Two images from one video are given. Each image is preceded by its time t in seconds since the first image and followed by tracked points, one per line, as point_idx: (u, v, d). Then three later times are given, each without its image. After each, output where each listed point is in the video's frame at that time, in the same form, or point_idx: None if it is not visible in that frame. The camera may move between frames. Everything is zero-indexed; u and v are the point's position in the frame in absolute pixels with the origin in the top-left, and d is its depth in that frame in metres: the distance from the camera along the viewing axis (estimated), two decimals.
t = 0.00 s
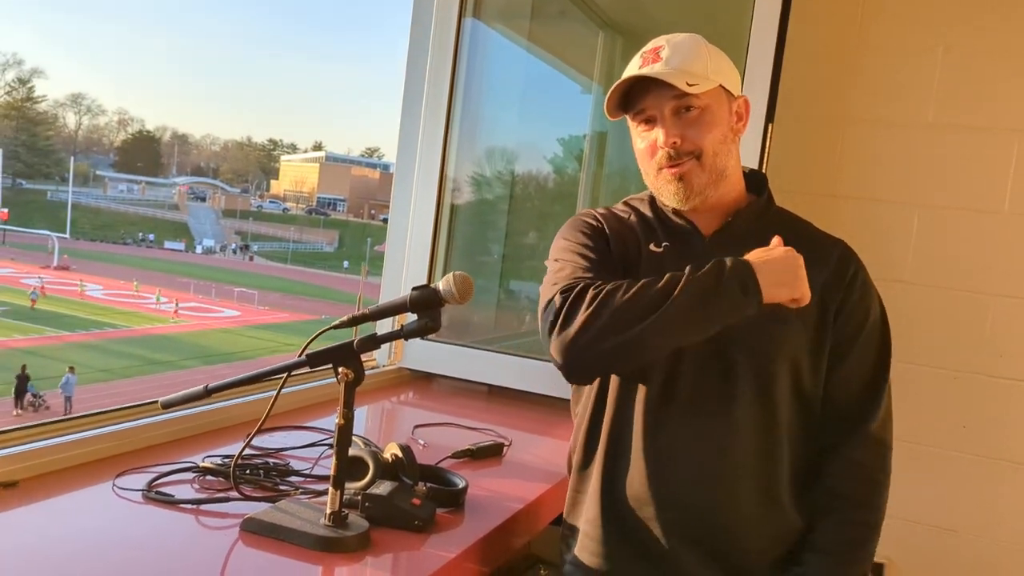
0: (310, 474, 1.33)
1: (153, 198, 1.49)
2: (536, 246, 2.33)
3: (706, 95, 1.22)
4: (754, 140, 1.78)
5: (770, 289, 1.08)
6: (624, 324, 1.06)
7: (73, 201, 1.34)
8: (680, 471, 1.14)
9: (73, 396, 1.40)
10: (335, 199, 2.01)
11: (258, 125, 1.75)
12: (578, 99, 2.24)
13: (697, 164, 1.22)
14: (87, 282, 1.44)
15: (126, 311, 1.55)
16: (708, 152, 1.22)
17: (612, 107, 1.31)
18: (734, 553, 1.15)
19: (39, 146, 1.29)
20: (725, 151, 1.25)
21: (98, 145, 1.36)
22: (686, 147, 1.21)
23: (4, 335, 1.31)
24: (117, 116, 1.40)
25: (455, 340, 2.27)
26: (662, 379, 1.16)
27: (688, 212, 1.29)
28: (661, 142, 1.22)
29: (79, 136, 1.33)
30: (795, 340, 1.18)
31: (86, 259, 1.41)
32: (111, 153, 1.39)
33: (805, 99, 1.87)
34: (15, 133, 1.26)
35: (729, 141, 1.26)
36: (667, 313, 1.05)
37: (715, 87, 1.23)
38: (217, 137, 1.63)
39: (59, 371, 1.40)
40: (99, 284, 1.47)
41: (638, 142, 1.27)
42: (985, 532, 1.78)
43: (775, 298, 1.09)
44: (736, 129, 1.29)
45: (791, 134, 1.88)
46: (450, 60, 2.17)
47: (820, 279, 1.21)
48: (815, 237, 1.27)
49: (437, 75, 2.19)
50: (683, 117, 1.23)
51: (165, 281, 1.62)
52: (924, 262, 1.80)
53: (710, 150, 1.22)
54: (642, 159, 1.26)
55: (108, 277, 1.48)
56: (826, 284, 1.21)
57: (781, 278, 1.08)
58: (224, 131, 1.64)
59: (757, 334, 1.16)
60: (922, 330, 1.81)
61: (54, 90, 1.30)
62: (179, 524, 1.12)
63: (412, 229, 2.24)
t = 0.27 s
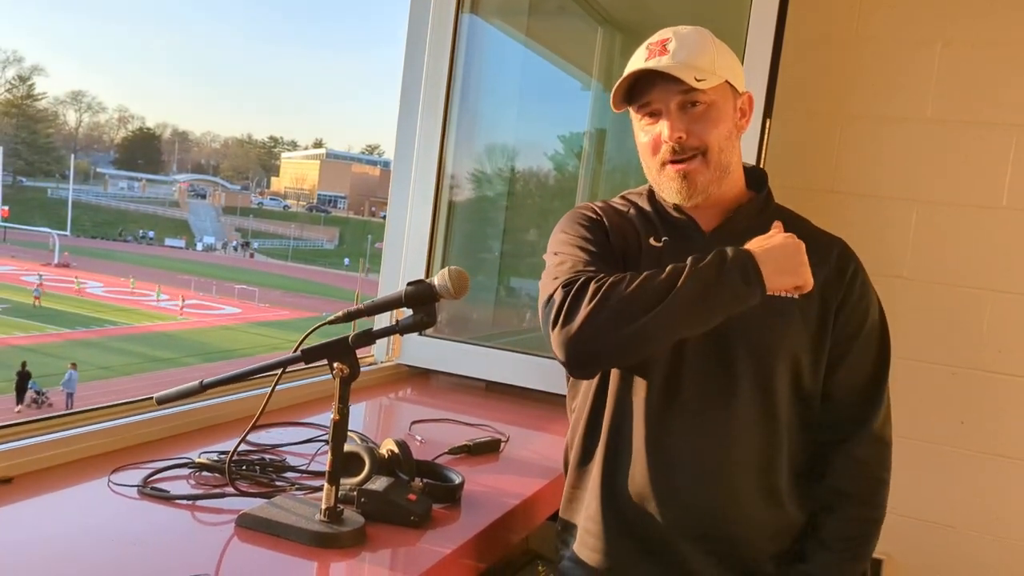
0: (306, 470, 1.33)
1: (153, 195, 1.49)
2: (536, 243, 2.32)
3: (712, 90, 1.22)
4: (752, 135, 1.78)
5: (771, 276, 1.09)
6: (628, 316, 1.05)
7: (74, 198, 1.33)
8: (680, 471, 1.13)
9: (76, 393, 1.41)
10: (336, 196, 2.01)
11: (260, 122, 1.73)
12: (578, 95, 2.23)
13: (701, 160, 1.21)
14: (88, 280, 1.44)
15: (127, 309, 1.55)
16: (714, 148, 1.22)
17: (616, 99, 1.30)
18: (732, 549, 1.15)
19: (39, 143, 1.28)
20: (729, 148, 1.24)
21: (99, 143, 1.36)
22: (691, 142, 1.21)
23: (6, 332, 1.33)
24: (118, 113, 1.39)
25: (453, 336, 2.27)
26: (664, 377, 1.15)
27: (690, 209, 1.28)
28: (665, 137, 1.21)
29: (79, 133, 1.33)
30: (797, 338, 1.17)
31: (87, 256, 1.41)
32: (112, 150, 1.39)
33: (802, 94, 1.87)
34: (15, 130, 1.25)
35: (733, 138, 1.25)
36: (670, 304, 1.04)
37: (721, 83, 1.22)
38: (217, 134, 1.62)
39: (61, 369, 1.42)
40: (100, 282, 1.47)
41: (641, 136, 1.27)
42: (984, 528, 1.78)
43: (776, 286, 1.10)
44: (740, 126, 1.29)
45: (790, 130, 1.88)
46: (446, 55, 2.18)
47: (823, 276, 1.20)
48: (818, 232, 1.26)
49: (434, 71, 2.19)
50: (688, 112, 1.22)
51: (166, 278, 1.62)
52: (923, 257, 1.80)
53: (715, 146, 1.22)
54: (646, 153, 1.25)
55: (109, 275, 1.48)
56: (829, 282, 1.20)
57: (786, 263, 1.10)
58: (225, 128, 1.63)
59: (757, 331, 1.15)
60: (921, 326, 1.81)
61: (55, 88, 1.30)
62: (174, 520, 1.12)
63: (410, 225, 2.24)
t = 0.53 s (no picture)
0: (303, 466, 1.33)
1: (153, 193, 1.48)
2: (535, 242, 2.32)
3: (695, 101, 1.18)
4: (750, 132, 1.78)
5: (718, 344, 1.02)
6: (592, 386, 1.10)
7: (75, 197, 1.32)
8: (667, 474, 1.14)
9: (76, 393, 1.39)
10: (336, 194, 2.00)
11: (260, 120, 1.73)
12: (577, 92, 2.23)
13: (684, 173, 1.19)
14: (87, 278, 1.43)
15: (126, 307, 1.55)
16: (695, 159, 1.18)
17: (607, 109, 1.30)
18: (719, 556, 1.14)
19: (38, 141, 1.27)
20: (717, 157, 1.20)
21: (99, 140, 1.35)
22: (672, 156, 1.19)
23: (7, 330, 1.33)
24: (117, 111, 1.39)
25: (452, 333, 2.27)
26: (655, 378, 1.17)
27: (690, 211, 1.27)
28: (647, 150, 1.20)
29: (79, 131, 1.32)
30: (791, 342, 1.14)
31: (86, 254, 1.40)
32: (112, 148, 1.38)
33: (800, 91, 1.86)
34: (16, 128, 1.25)
35: (722, 146, 1.21)
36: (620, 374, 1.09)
37: (703, 93, 1.18)
38: (217, 131, 1.61)
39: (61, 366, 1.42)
40: (101, 280, 1.47)
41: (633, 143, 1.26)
42: (981, 525, 1.78)
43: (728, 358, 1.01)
44: (737, 129, 1.23)
45: (788, 127, 1.88)
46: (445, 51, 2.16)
47: (822, 280, 1.17)
48: (826, 232, 1.22)
49: (432, 68, 2.18)
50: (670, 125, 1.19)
51: (165, 275, 1.62)
52: (922, 254, 1.80)
53: (699, 158, 1.18)
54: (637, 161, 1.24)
55: (108, 272, 1.47)
56: (829, 286, 1.17)
57: (706, 382, 1.00)
58: (224, 125, 1.63)
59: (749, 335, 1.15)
60: (919, 323, 1.81)
61: (54, 85, 1.29)
62: (171, 516, 1.12)
63: (408, 222, 2.24)
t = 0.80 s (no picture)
0: (303, 464, 1.33)
1: (152, 191, 1.48)
2: (535, 240, 2.33)
3: (656, 113, 1.17)
4: (749, 130, 1.78)
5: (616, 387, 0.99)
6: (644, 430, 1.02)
7: (75, 195, 1.32)
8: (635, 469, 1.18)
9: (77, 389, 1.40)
10: (336, 192, 2.00)
11: (260, 118, 1.73)
12: (578, 90, 2.21)
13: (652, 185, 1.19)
14: (87, 275, 1.43)
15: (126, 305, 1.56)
16: (662, 169, 1.18)
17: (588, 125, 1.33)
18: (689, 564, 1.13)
19: (38, 140, 1.28)
20: (684, 166, 1.18)
21: (99, 138, 1.35)
22: (640, 168, 1.19)
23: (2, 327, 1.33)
24: (117, 109, 1.39)
25: (452, 331, 2.28)
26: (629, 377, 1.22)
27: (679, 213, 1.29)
28: (619, 163, 1.22)
29: (79, 129, 1.33)
30: (757, 342, 1.11)
31: (85, 252, 1.40)
32: (112, 146, 1.38)
33: (799, 89, 1.87)
34: (16, 127, 1.25)
35: (690, 154, 1.18)
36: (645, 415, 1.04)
37: (663, 104, 1.16)
38: (217, 129, 1.61)
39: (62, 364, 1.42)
40: (100, 278, 1.47)
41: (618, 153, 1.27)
42: (981, 522, 1.78)
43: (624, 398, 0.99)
44: (708, 135, 1.20)
45: (788, 124, 1.88)
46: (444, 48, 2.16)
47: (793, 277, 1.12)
48: (820, 226, 1.16)
49: (431, 66, 2.18)
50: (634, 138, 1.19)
51: (163, 273, 1.62)
52: (921, 252, 1.80)
53: (664, 169, 1.18)
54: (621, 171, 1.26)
55: (108, 269, 1.47)
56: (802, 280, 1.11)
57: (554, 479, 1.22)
58: (224, 123, 1.62)
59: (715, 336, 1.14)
60: (918, 320, 1.81)
61: (54, 83, 1.29)
62: (170, 514, 1.12)
63: (407, 220, 2.24)
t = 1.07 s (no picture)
0: (305, 462, 1.33)
1: (154, 191, 1.47)
2: (536, 239, 2.34)
3: (613, 118, 1.17)
4: (751, 129, 1.78)
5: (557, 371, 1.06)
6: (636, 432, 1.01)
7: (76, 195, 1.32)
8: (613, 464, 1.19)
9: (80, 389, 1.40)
10: (336, 191, 2.00)
11: (261, 117, 1.72)
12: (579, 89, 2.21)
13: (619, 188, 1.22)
14: (86, 275, 1.44)
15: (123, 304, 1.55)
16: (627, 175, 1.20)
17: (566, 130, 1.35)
18: (661, 565, 1.11)
19: (39, 139, 1.28)
20: (644, 168, 1.19)
21: (100, 138, 1.35)
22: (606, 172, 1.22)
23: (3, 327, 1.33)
24: (118, 109, 1.39)
25: (454, 329, 2.27)
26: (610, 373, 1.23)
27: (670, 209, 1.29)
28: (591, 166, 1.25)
29: (80, 129, 1.33)
30: (714, 336, 1.08)
31: (87, 251, 1.40)
32: (113, 146, 1.38)
33: (801, 88, 1.86)
34: (17, 126, 1.25)
35: (649, 156, 1.18)
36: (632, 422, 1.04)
37: (617, 109, 1.16)
38: (218, 129, 1.60)
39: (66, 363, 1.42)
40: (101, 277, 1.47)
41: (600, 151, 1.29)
42: (983, 521, 1.78)
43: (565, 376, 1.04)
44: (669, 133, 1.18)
45: (790, 123, 1.87)
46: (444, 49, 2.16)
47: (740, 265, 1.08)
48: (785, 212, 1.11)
49: (433, 66, 2.18)
50: (599, 142, 1.21)
51: (164, 272, 1.62)
52: (923, 250, 1.79)
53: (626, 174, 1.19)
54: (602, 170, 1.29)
55: (110, 269, 1.47)
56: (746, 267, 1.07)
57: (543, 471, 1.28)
58: (225, 123, 1.62)
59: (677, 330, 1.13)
60: (921, 319, 1.81)
61: (55, 83, 1.29)
62: (172, 512, 1.12)
63: (409, 219, 2.24)
